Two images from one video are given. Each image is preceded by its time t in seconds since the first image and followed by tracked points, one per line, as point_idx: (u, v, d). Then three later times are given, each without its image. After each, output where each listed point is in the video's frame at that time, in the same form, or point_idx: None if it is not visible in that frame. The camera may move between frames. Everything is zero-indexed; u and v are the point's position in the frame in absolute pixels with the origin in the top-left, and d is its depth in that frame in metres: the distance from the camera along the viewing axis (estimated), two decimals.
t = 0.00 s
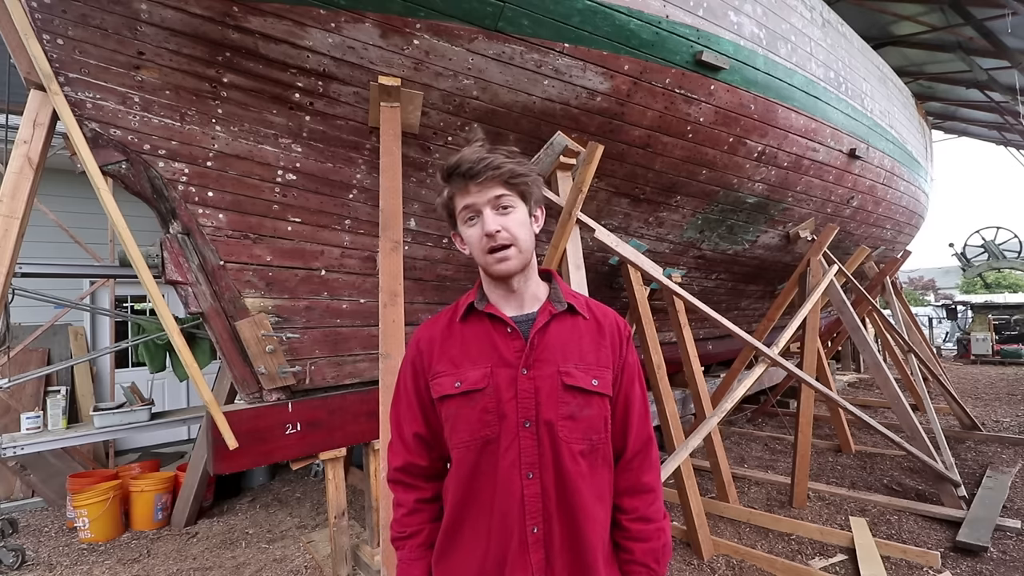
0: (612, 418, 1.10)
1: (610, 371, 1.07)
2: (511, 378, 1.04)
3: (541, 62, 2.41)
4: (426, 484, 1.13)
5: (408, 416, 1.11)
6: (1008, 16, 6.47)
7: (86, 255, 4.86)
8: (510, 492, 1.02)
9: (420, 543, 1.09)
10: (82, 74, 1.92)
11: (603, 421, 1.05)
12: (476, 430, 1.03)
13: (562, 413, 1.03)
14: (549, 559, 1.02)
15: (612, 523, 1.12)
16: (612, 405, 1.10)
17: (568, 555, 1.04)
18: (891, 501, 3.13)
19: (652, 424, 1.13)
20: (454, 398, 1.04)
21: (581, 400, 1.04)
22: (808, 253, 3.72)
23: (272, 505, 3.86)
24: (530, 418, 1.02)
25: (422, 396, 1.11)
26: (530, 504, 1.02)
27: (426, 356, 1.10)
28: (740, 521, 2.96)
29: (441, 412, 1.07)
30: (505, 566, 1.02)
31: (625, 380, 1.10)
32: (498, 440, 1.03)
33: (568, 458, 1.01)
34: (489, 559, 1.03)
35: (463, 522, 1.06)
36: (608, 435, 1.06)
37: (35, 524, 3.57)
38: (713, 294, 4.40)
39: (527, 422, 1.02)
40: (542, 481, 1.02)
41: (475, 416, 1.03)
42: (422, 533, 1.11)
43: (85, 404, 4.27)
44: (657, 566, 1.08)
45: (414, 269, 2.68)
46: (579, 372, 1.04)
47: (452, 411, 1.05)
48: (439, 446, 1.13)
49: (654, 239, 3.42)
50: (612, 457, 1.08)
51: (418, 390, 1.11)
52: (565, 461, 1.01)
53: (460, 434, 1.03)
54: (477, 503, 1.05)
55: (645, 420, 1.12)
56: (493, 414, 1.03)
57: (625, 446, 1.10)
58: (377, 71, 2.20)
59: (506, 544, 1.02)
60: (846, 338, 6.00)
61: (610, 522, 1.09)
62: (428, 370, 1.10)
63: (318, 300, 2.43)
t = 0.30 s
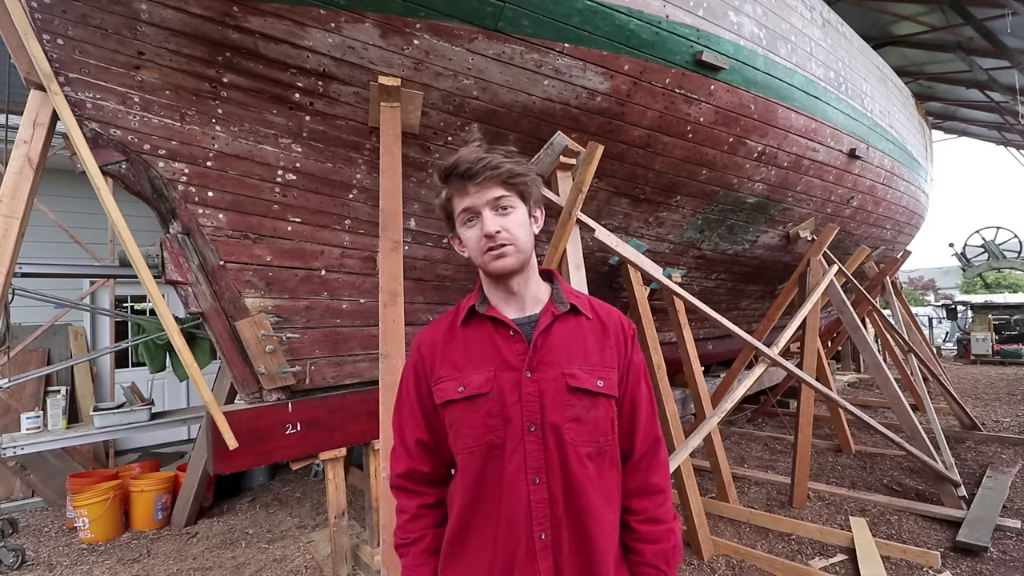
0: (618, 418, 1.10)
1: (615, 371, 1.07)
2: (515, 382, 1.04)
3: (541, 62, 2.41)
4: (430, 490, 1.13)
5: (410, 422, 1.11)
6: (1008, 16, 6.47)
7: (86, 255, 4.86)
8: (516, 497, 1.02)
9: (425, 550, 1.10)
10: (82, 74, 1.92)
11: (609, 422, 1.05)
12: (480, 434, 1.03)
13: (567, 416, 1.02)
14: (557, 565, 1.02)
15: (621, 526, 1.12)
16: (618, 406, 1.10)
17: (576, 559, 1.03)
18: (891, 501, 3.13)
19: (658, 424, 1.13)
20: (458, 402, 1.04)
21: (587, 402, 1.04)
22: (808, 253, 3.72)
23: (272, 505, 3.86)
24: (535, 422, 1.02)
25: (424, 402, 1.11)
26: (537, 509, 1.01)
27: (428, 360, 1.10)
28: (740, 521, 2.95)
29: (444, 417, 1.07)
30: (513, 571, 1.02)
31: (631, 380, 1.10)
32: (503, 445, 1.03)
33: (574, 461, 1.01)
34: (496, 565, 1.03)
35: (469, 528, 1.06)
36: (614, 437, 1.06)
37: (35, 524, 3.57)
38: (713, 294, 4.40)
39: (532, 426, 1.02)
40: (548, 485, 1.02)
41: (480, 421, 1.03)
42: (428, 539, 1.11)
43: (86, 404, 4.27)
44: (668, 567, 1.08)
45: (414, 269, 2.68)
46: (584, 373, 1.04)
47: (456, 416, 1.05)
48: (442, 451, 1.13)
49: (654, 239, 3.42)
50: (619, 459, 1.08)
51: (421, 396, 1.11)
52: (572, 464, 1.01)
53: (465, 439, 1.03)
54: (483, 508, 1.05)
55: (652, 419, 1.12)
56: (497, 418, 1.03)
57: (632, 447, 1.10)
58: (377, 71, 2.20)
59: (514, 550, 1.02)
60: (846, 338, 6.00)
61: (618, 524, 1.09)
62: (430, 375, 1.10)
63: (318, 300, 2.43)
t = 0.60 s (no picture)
0: (625, 418, 1.10)
1: (621, 370, 1.07)
2: (520, 380, 1.04)
3: (541, 62, 2.41)
4: (435, 491, 1.13)
5: (415, 421, 1.11)
6: (1008, 16, 6.47)
7: (86, 255, 4.86)
8: (522, 497, 1.02)
9: (430, 551, 1.10)
10: (82, 74, 1.92)
11: (616, 422, 1.05)
12: (485, 433, 1.03)
13: (573, 415, 1.03)
14: (563, 565, 1.02)
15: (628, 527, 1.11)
16: (625, 406, 1.10)
17: (583, 560, 1.03)
18: (891, 501, 3.13)
19: (666, 425, 1.12)
20: (463, 401, 1.04)
21: (593, 401, 1.04)
22: (808, 253, 3.72)
23: (272, 505, 3.86)
24: (541, 421, 1.02)
25: (428, 401, 1.11)
26: (543, 508, 1.01)
27: (433, 359, 1.10)
28: (740, 521, 2.95)
29: (449, 416, 1.07)
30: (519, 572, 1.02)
31: (638, 379, 1.10)
32: (508, 444, 1.03)
33: (580, 461, 1.01)
34: (502, 566, 1.03)
35: (474, 530, 1.06)
36: (621, 437, 1.06)
37: (35, 524, 3.57)
38: (713, 294, 4.40)
39: (537, 425, 1.02)
40: (554, 485, 1.02)
41: (484, 419, 1.03)
42: (434, 540, 1.11)
43: (86, 404, 4.27)
44: (676, 568, 1.08)
45: (414, 269, 2.68)
46: (590, 372, 1.04)
47: (461, 414, 1.05)
48: (448, 451, 1.13)
49: (654, 239, 3.42)
50: (626, 460, 1.08)
51: (426, 395, 1.11)
52: (578, 464, 1.01)
53: (469, 438, 1.03)
54: (488, 508, 1.05)
55: (660, 420, 1.12)
56: (502, 416, 1.03)
57: (640, 447, 1.10)
58: (377, 71, 2.20)
59: (520, 550, 1.02)
60: (846, 338, 6.00)
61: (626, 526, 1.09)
62: (434, 374, 1.10)
63: (318, 300, 2.43)
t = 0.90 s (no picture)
0: (627, 424, 1.10)
1: (625, 376, 1.08)
2: (524, 380, 1.04)
3: (542, 62, 2.41)
4: (434, 487, 1.12)
5: (417, 416, 1.11)
6: (1008, 16, 6.47)
7: (86, 255, 4.86)
8: (520, 498, 1.02)
9: (426, 548, 1.09)
10: (82, 74, 1.92)
11: (617, 427, 1.05)
12: (486, 432, 1.03)
13: (575, 418, 1.03)
14: (559, 567, 1.02)
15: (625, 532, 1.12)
16: (627, 411, 1.10)
17: (578, 564, 1.03)
18: (891, 501, 3.13)
19: (668, 433, 1.13)
20: (466, 398, 1.04)
21: (595, 405, 1.04)
22: (808, 253, 3.72)
23: (272, 505, 3.86)
24: (542, 422, 1.02)
25: (431, 396, 1.11)
26: (540, 510, 1.01)
27: (437, 355, 1.10)
28: (740, 521, 2.95)
29: (451, 412, 1.07)
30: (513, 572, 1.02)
31: (641, 386, 1.10)
32: (509, 444, 1.03)
33: (580, 464, 1.01)
34: (497, 565, 1.03)
35: (472, 527, 1.06)
36: (621, 442, 1.06)
37: (35, 524, 3.57)
38: (713, 294, 4.40)
39: (539, 426, 1.02)
40: (552, 486, 1.02)
41: (486, 417, 1.03)
42: (431, 536, 1.10)
43: (86, 404, 4.27)
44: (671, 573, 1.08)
45: (414, 269, 2.68)
46: (593, 376, 1.04)
47: (462, 411, 1.05)
48: (449, 447, 1.12)
49: (655, 239, 3.42)
50: (625, 465, 1.08)
51: (428, 390, 1.11)
52: (577, 467, 1.01)
53: (470, 436, 1.03)
54: (486, 506, 1.05)
55: (661, 427, 1.12)
56: (504, 416, 1.03)
57: (641, 452, 1.10)
58: (377, 71, 2.20)
59: (516, 550, 1.02)
60: (846, 338, 6.00)
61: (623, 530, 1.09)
62: (438, 370, 1.10)
63: (318, 300, 2.43)
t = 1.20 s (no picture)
0: (621, 423, 1.11)
1: (619, 377, 1.07)
2: (518, 381, 1.04)
3: (542, 62, 2.41)
4: (430, 484, 1.12)
5: (412, 413, 1.11)
6: (1008, 16, 6.47)
7: (86, 255, 4.86)
8: (513, 497, 1.02)
9: (421, 545, 1.09)
10: (82, 75, 1.92)
11: (610, 427, 1.06)
12: (480, 431, 1.03)
13: (569, 419, 1.03)
14: (551, 565, 1.02)
15: (618, 529, 1.12)
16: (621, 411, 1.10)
17: (570, 562, 1.03)
18: (891, 501, 3.14)
19: (661, 433, 1.13)
20: (460, 398, 1.04)
21: (589, 406, 1.04)
22: (808, 253, 3.72)
23: (272, 505, 3.86)
24: (536, 422, 1.02)
25: (426, 394, 1.10)
26: (534, 508, 1.02)
27: (433, 353, 1.10)
28: (740, 521, 2.95)
29: (446, 411, 1.07)
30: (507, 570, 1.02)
31: (635, 387, 1.10)
32: (503, 443, 1.03)
33: (573, 464, 1.01)
34: (491, 562, 1.04)
35: (466, 525, 1.06)
36: (615, 442, 1.06)
37: (35, 524, 3.57)
38: (713, 294, 4.40)
39: (532, 427, 1.02)
40: (546, 486, 1.02)
41: (480, 417, 1.03)
42: (426, 533, 1.10)
43: (86, 404, 4.27)
44: (663, 571, 1.08)
45: (414, 269, 2.68)
46: (588, 377, 1.04)
47: (457, 410, 1.05)
48: (444, 444, 1.12)
49: (654, 239, 3.42)
50: (618, 464, 1.08)
51: (423, 388, 1.11)
52: (570, 467, 1.01)
53: (464, 435, 1.03)
54: (480, 504, 1.05)
55: (654, 427, 1.12)
56: (498, 416, 1.03)
57: (635, 450, 1.11)
58: (377, 70, 2.20)
59: (509, 548, 1.02)
60: (846, 338, 6.00)
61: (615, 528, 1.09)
62: (433, 368, 1.10)
63: (318, 300, 2.43)
